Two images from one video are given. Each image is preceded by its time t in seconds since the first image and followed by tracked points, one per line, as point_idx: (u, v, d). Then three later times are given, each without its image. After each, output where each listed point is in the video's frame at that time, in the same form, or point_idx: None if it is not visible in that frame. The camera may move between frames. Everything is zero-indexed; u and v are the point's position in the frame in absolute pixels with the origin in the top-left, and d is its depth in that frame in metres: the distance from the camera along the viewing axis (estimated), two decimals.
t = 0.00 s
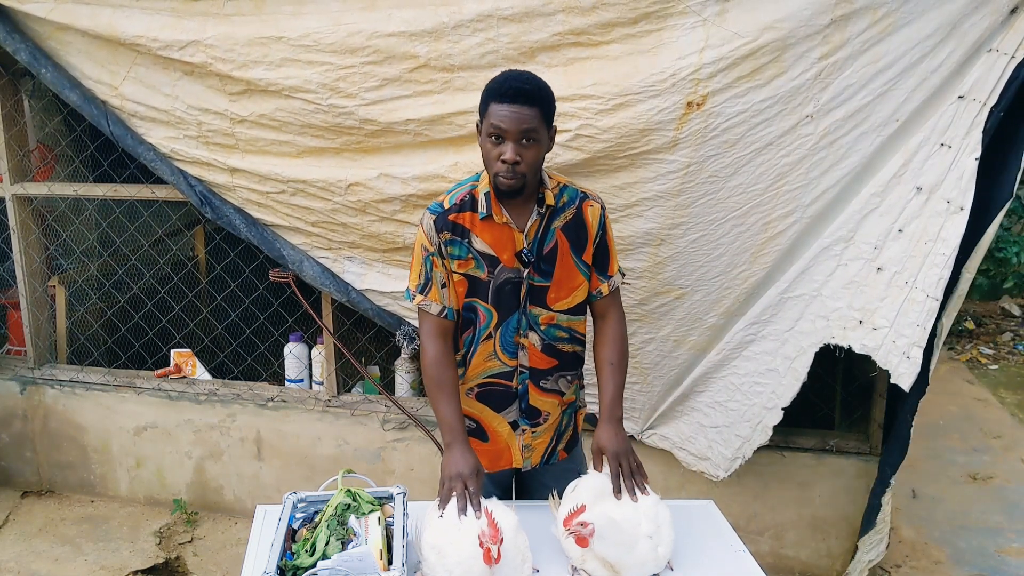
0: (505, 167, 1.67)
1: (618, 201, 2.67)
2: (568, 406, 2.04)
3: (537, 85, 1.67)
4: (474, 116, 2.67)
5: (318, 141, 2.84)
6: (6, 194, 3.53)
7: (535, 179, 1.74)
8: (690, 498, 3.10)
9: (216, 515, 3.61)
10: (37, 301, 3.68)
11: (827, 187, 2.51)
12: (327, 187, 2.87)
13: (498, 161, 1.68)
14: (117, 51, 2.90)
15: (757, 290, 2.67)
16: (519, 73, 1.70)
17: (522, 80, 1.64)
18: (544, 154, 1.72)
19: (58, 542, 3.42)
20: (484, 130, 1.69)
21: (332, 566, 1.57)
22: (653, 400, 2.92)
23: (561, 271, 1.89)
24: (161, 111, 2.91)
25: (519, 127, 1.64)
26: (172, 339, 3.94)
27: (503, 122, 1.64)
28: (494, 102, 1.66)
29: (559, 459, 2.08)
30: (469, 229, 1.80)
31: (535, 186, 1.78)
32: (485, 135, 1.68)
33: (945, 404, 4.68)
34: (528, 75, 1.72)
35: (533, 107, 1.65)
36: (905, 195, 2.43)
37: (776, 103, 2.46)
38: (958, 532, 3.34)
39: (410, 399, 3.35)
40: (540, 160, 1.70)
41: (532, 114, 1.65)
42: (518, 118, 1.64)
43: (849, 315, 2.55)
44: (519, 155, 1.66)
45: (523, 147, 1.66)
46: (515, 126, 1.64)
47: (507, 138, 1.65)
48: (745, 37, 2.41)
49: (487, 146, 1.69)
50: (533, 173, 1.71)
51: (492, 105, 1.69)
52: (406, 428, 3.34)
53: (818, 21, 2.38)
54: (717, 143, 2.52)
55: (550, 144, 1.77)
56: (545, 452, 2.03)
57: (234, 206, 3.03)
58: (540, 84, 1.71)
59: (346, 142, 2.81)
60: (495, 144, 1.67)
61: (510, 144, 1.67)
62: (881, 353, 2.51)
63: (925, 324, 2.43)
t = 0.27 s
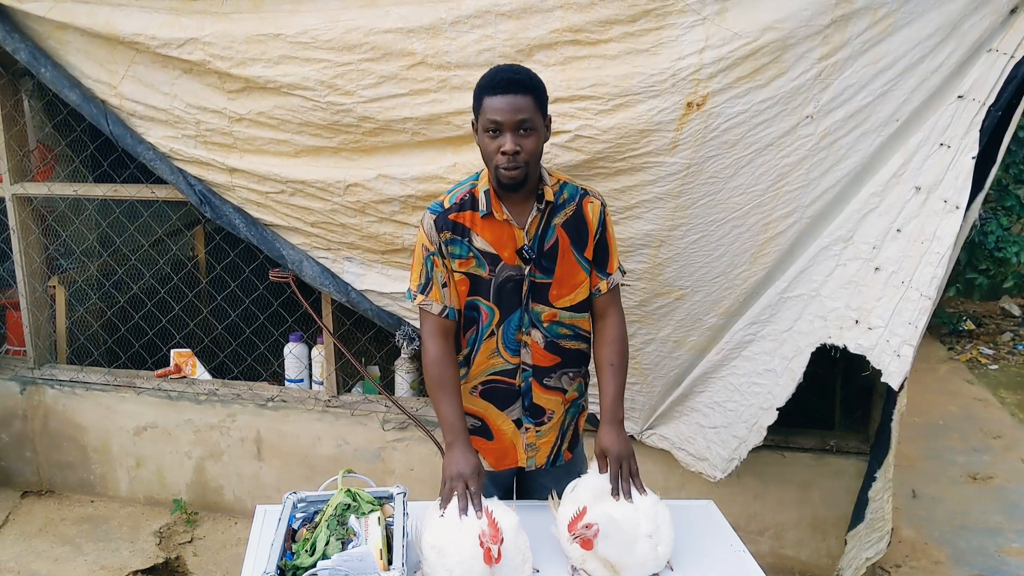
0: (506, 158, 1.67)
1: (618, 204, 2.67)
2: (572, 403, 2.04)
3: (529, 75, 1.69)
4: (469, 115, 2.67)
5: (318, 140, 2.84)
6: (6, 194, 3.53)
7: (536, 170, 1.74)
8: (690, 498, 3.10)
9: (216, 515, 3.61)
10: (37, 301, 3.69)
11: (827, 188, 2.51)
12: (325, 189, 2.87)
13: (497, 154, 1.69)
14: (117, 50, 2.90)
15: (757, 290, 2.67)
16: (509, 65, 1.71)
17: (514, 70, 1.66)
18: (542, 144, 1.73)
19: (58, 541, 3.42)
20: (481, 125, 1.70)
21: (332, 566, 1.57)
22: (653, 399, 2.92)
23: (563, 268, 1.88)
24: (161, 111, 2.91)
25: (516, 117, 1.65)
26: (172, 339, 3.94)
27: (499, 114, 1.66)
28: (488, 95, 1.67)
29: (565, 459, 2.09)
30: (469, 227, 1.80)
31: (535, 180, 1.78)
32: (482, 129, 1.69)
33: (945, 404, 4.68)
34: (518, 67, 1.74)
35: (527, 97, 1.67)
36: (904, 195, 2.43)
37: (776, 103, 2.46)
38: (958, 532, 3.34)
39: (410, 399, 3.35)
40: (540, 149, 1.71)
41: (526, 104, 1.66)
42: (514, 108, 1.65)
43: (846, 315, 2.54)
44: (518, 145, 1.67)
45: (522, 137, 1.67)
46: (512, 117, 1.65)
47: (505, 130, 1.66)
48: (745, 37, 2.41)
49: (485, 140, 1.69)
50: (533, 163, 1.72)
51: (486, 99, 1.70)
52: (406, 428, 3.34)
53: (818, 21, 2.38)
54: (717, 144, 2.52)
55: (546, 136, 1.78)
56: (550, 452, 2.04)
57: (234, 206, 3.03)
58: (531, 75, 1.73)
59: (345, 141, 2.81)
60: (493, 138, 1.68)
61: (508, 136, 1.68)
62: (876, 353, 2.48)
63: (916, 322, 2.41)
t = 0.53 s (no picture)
0: (504, 156, 1.67)
1: (618, 204, 2.67)
2: (574, 405, 2.03)
3: (528, 74, 1.69)
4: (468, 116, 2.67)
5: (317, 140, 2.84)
6: (6, 194, 3.54)
7: (535, 169, 1.74)
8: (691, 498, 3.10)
9: (216, 515, 3.61)
10: (37, 301, 3.69)
11: (827, 188, 2.51)
12: (325, 189, 2.87)
13: (495, 152, 1.68)
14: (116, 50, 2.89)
15: (757, 290, 2.67)
16: (508, 64, 1.71)
17: (512, 68, 1.65)
18: (541, 143, 1.73)
19: (58, 541, 3.42)
20: (479, 123, 1.69)
21: (332, 566, 1.57)
22: (653, 400, 2.92)
23: (563, 268, 1.88)
24: (161, 110, 2.91)
25: (513, 115, 1.65)
26: (172, 339, 3.94)
27: (496, 112, 1.65)
28: (486, 93, 1.67)
29: (569, 461, 2.08)
30: (468, 227, 1.80)
31: (534, 179, 1.78)
32: (480, 127, 1.69)
33: (945, 404, 4.68)
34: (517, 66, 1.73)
35: (525, 95, 1.66)
36: (903, 195, 2.43)
37: (776, 104, 2.46)
38: (958, 533, 3.33)
39: (410, 399, 3.35)
40: (538, 148, 1.70)
41: (524, 102, 1.66)
42: (512, 106, 1.65)
43: (846, 315, 2.54)
44: (516, 143, 1.67)
45: (519, 135, 1.67)
46: (510, 115, 1.65)
47: (503, 128, 1.66)
48: (745, 36, 2.41)
49: (483, 138, 1.69)
50: (532, 162, 1.71)
51: (484, 97, 1.70)
52: (406, 428, 3.34)
53: (817, 21, 2.38)
54: (717, 145, 2.52)
55: (545, 134, 1.77)
56: (555, 453, 2.03)
57: (234, 206, 3.03)
58: (530, 73, 1.72)
59: (344, 142, 2.81)
60: (491, 136, 1.67)
61: (505, 134, 1.68)
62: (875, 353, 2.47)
63: (908, 320, 2.41)
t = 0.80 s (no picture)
0: (526, 168, 1.66)
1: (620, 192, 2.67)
2: (575, 405, 2.03)
3: (553, 86, 1.67)
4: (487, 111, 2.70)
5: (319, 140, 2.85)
6: (6, 194, 3.52)
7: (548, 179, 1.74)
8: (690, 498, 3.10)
9: (216, 515, 3.61)
10: (37, 301, 3.68)
11: (826, 188, 2.51)
12: (334, 183, 2.86)
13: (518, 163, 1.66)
14: (119, 50, 2.90)
15: (757, 288, 2.67)
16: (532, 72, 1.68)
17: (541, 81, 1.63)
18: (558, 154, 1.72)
19: (58, 541, 3.41)
20: (504, 132, 1.66)
21: (332, 566, 1.57)
22: (653, 399, 2.92)
23: (565, 268, 1.89)
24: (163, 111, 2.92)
25: (542, 129, 1.64)
26: (172, 339, 3.96)
27: (526, 125, 1.63)
28: (515, 104, 1.64)
29: (570, 462, 2.08)
30: (471, 225, 1.80)
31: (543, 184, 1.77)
32: (504, 136, 1.66)
33: (945, 404, 4.68)
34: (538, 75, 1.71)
35: (553, 108, 1.65)
36: (912, 193, 2.45)
37: (775, 97, 2.45)
38: (958, 533, 3.34)
39: (410, 399, 3.37)
40: (556, 160, 1.70)
41: (552, 116, 1.65)
42: (540, 119, 1.63)
43: (864, 308, 2.58)
44: (540, 156, 1.66)
45: (544, 148, 1.66)
46: (539, 129, 1.63)
47: (530, 140, 1.64)
48: (745, 35, 2.42)
49: (506, 147, 1.67)
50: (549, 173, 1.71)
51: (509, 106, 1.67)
52: (406, 428, 3.34)
53: (817, 20, 2.37)
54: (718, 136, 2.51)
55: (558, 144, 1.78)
56: (555, 453, 2.03)
57: (236, 207, 3.03)
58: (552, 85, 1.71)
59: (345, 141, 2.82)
60: (514, 146, 1.65)
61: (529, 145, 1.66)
62: (908, 339, 2.56)
63: (951, 314, 2.46)
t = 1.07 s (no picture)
0: (528, 162, 1.66)
1: (620, 193, 2.67)
2: (569, 403, 2.04)
3: (557, 83, 1.69)
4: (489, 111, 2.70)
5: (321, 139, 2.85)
6: (6, 194, 3.52)
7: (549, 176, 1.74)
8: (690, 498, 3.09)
9: (216, 515, 3.61)
10: (37, 301, 3.67)
11: (826, 187, 2.51)
12: (335, 183, 2.86)
13: (519, 157, 1.67)
14: (121, 51, 2.90)
15: (758, 288, 2.67)
16: (537, 69, 1.69)
17: (546, 77, 1.64)
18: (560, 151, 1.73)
19: (58, 541, 3.41)
20: (507, 126, 1.66)
21: (332, 566, 1.57)
22: (654, 399, 2.91)
23: (565, 268, 1.89)
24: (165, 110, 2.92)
25: (544, 123, 1.64)
26: (172, 339, 3.97)
27: (528, 119, 1.64)
28: (518, 97, 1.65)
29: (562, 460, 2.08)
30: (472, 224, 1.79)
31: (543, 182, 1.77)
32: (507, 130, 1.67)
33: (946, 404, 4.68)
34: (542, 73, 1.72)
35: (556, 104, 1.66)
36: (912, 193, 2.44)
37: (775, 98, 2.45)
38: (959, 532, 3.34)
39: (410, 399, 3.38)
40: (558, 157, 1.71)
41: (555, 112, 1.66)
42: (542, 113, 1.64)
43: (865, 308, 2.58)
44: (542, 151, 1.66)
45: (546, 143, 1.66)
46: (541, 123, 1.64)
47: (532, 134, 1.64)
48: (745, 35, 2.42)
49: (508, 141, 1.67)
50: (550, 170, 1.71)
51: (512, 101, 1.67)
52: (406, 428, 3.34)
53: (817, 20, 2.37)
54: (718, 137, 2.51)
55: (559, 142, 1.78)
56: (550, 453, 2.03)
57: (236, 207, 3.03)
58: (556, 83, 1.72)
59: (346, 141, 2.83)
60: (516, 140, 1.65)
61: (532, 140, 1.67)
62: (908, 338, 2.56)
63: (951, 314, 2.46)
